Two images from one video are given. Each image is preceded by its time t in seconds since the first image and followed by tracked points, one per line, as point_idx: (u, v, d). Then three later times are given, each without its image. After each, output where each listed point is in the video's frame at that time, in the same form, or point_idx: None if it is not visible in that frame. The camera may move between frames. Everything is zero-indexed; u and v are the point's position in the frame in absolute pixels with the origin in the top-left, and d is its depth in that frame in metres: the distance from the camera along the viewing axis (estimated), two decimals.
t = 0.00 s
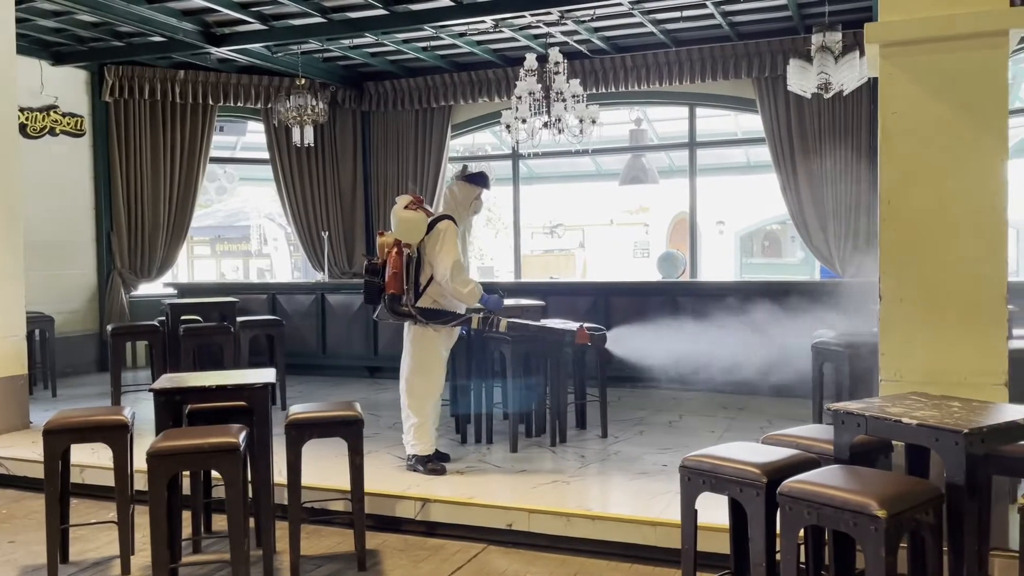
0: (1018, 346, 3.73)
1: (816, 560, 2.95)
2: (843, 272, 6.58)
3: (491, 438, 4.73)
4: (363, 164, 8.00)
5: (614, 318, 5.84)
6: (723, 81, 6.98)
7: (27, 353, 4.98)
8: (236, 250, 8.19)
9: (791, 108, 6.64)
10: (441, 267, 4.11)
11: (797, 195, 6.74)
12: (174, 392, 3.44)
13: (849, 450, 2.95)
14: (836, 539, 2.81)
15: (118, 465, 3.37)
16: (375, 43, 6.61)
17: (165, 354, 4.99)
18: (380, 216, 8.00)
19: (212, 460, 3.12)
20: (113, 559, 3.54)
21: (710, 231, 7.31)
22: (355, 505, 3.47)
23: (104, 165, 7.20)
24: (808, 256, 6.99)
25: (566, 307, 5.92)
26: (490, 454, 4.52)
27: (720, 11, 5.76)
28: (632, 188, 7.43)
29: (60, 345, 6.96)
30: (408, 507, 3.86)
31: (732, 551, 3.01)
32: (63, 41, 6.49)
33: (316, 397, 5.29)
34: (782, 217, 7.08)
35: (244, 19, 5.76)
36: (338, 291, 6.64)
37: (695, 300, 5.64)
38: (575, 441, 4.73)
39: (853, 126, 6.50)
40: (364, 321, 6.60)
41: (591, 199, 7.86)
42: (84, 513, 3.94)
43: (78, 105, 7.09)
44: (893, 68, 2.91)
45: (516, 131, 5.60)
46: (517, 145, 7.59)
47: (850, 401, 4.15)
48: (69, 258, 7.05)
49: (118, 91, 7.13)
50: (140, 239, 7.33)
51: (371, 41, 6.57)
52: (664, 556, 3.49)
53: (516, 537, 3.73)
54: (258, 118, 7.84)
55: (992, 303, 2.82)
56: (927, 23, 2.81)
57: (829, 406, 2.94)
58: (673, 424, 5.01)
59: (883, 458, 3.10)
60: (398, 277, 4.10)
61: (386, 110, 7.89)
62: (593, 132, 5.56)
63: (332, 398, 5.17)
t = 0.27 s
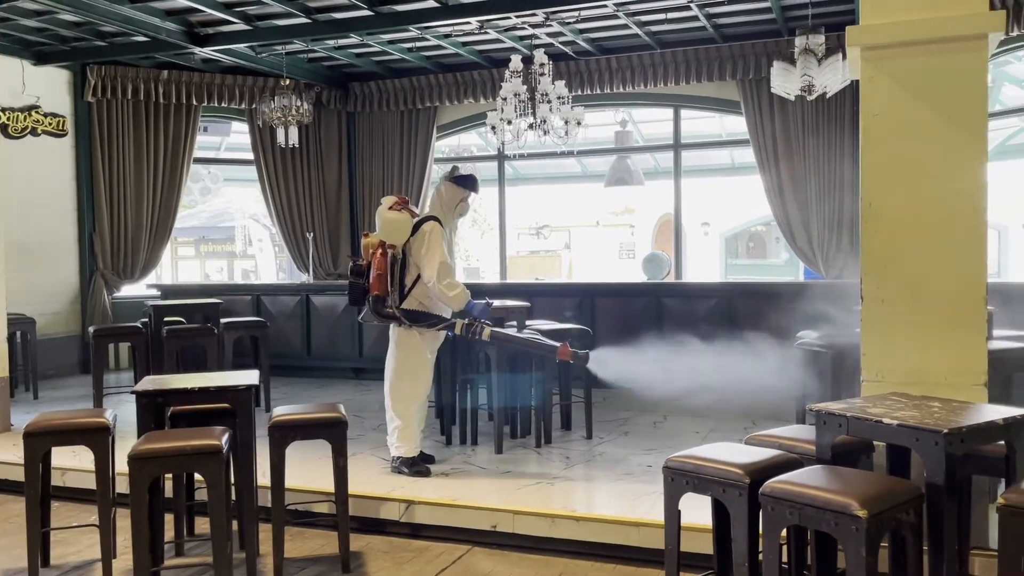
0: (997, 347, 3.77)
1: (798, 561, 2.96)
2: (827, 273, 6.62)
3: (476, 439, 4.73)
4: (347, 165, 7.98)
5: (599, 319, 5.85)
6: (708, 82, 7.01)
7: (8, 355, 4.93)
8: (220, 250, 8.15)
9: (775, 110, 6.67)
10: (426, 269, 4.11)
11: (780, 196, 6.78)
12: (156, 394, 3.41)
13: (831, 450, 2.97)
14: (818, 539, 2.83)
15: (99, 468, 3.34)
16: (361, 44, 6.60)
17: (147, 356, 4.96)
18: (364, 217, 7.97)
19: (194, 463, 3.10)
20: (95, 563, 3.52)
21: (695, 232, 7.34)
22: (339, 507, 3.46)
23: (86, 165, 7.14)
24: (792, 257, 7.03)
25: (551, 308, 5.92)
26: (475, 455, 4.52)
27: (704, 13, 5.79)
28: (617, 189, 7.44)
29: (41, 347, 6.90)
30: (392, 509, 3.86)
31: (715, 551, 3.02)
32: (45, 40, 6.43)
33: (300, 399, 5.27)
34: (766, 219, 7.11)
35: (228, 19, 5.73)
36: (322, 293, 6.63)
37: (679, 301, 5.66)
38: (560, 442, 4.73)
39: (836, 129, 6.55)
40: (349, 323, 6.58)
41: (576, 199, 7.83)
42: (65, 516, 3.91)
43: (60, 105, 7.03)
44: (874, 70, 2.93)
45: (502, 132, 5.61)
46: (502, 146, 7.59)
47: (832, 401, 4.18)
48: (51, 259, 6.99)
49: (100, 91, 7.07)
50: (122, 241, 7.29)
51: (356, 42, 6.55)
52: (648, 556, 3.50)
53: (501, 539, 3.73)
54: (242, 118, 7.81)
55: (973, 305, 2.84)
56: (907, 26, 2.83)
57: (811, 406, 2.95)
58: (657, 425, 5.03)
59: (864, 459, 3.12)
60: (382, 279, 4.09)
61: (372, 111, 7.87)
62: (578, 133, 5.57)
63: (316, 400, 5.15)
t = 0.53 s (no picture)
0: (979, 347, 3.80)
1: (783, 560, 2.98)
2: (812, 273, 6.66)
3: (462, 440, 4.73)
4: (334, 165, 7.96)
5: (585, 320, 5.86)
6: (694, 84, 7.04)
7: None
8: (206, 251, 8.10)
9: (761, 112, 6.71)
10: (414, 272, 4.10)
11: (766, 198, 6.81)
12: (140, 396, 3.39)
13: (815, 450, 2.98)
14: (802, 539, 2.85)
15: (82, 470, 3.31)
16: (347, 44, 6.58)
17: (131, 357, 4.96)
18: (352, 218, 7.95)
19: (178, 465, 3.08)
20: (77, 566, 3.49)
21: (682, 233, 7.35)
22: (325, 508, 3.45)
23: (70, 165, 7.09)
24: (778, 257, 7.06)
25: (538, 308, 5.93)
26: (461, 456, 4.52)
27: (690, 15, 5.81)
28: (604, 190, 7.44)
29: (24, 349, 6.84)
30: (378, 510, 3.85)
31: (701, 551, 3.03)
32: (28, 39, 6.38)
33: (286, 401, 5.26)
34: (752, 219, 7.14)
35: (213, 19, 5.70)
36: (308, 293, 6.61)
37: (666, 302, 5.68)
38: (547, 443, 4.74)
39: (821, 130, 6.60)
40: (335, 323, 6.57)
41: (563, 200, 7.83)
42: (48, 519, 3.87)
43: (43, 104, 6.96)
44: (858, 73, 2.95)
45: (488, 133, 5.61)
46: (489, 146, 7.59)
47: (816, 401, 4.17)
48: (34, 260, 6.93)
49: (84, 91, 7.02)
50: (106, 242, 7.24)
51: (342, 42, 6.53)
52: (633, 556, 3.50)
53: (487, 540, 3.73)
54: (228, 118, 7.77)
55: (955, 305, 2.86)
56: (889, 29, 2.85)
57: (795, 406, 2.97)
58: (644, 425, 5.04)
59: (848, 458, 3.14)
60: (369, 280, 4.09)
61: (358, 111, 7.85)
62: (565, 134, 5.58)
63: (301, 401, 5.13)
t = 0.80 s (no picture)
0: (962, 347, 3.83)
1: (768, 559, 2.99)
2: (797, 274, 6.69)
3: (450, 441, 4.72)
4: (321, 165, 7.93)
5: (573, 321, 5.87)
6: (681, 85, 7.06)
7: None
8: (192, 251, 8.06)
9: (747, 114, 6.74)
10: (407, 274, 4.12)
11: (752, 198, 6.84)
12: (124, 397, 3.36)
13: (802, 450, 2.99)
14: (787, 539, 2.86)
15: (65, 472, 3.29)
16: (334, 44, 6.57)
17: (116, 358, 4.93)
18: (338, 217, 7.94)
19: (162, 466, 3.06)
20: (61, 568, 3.46)
21: (669, 234, 7.37)
22: (311, 510, 3.44)
23: (54, 165, 7.03)
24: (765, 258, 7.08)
25: (525, 309, 5.93)
26: (449, 457, 4.52)
27: (677, 16, 5.83)
28: (592, 191, 7.45)
29: (7, 350, 6.78)
30: (365, 511, 3.84)
31: (687, 551, 3.04)
32: (12, 38, 6.33)
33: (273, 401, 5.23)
34: (739, 220, 7.16)
35: (199, 18, 5.68)
36: (295, 294, 6.59)
37: (653, 302, 5.69)
38: (534, 443, 4.74)
39: (807, 132, 6.63)
40: (322, 324, 6.55)
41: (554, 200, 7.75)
42: (31, 521, 3.84)
43: (27, 103, 6.90)
44: (842, 75, 2.97)
45: (476, 133, 5.61)
46: (476, 147, 7.59)
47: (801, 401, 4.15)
48: (18, 260, 6.88)
49: (69, 90, 6.96)
50: (91, 242, 7.20)
51: (329, 42, 6.51)
52: (620, 557, 3.51)
53: (474, 541, 3.72)
54: (214, 118, 7.74)
55: (940, 304, 2.88)
56: (873, 32, 2.87)
57: (780, 406, 2.98)
58: (631, 426, 5.05)
59: (833, 458, 3.16)
60: (363, 281, 4.08)
61: (345, 111, 7.83)
62: (552, 135, 5.59)
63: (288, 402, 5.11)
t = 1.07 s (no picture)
0: (946, 347, 3.86)
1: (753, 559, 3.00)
2: (784, 275, 6.72)
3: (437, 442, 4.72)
4: (308, 165, 7.91)
5: (560, 321, 5.87)
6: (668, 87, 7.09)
7: None
8: (178, 252, 8.01)
9: (734, 115, 6.77)
10: (414, 275, 4.11)
11: (739, 199, 6.86)
12: (108, 399, 3.33)
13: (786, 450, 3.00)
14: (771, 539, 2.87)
15: (47, 473, 3.26)
16: (321, 43, 6.55)
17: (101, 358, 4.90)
18: (325, 218, 7.92)
19: (146, 468, 3.04)
20: (43, 571, 3.43)
21: (656, 235, 7.39)
22: (296, 511, 3.42)
23: (38, 165, 6.99)
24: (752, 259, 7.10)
25: (513, 309, 5.93)
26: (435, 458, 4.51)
27: (664, 18, 5.85)
28: (579, 191, 7.45)
29: None
30: (351, 512, 3.82)
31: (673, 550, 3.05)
32: None
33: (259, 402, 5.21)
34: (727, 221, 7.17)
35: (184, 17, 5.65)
36: (281, 295, 6.56)
37: (640, 303, 5.70)
38: (521, 444, 4.73)
39: (793, 133, 6.66)
40: (308, 324, 6.52)
41: (539, 200, 7.82)
42: (13, 523, 3.81)
43: (10, 102, 6.85)
44: (827, 76, 2.98)
45: (463, 133, 5.61)
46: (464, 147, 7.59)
47: (787, 401, 4.15)
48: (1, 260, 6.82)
49: (53, 89, 6.91)
50: (75, 242, 7.15)
51: (316, 41, 6.49)
52: (606, 557, 3.51)
53: (461, 542, 3.72)
54: (200, 118, 7.70)
55: (924, 305, 2.90)
56: (857, 34, 2.89)
57: (766, 406, 2.99)
58: (618, 426, 5.05)
59: (818, 458, 3.17)
60: (370, 282, 4.00)
61: (332, 111, 7.80)
62: (540, 136, 5.59)
63: (273, 403, 5.09)
